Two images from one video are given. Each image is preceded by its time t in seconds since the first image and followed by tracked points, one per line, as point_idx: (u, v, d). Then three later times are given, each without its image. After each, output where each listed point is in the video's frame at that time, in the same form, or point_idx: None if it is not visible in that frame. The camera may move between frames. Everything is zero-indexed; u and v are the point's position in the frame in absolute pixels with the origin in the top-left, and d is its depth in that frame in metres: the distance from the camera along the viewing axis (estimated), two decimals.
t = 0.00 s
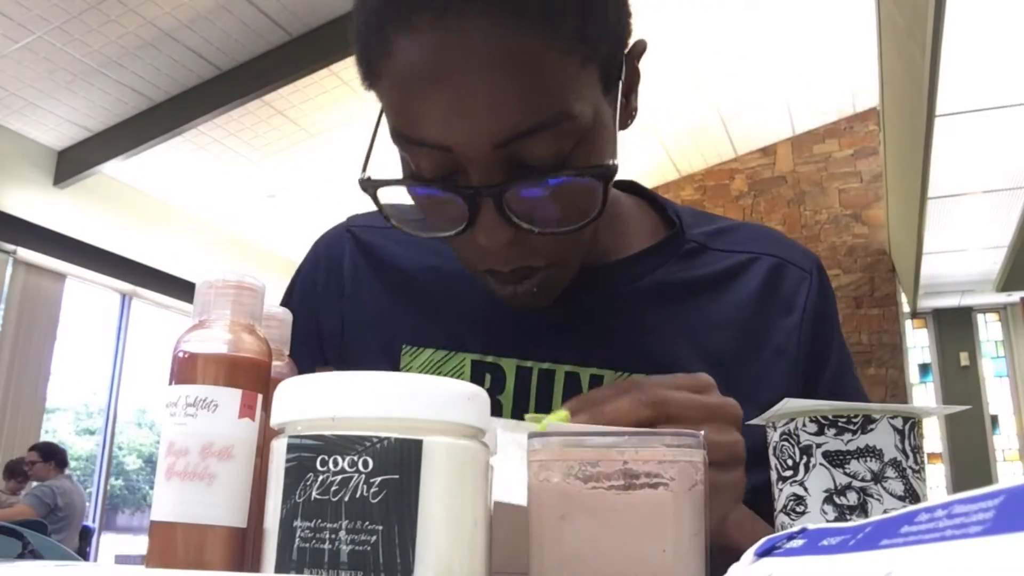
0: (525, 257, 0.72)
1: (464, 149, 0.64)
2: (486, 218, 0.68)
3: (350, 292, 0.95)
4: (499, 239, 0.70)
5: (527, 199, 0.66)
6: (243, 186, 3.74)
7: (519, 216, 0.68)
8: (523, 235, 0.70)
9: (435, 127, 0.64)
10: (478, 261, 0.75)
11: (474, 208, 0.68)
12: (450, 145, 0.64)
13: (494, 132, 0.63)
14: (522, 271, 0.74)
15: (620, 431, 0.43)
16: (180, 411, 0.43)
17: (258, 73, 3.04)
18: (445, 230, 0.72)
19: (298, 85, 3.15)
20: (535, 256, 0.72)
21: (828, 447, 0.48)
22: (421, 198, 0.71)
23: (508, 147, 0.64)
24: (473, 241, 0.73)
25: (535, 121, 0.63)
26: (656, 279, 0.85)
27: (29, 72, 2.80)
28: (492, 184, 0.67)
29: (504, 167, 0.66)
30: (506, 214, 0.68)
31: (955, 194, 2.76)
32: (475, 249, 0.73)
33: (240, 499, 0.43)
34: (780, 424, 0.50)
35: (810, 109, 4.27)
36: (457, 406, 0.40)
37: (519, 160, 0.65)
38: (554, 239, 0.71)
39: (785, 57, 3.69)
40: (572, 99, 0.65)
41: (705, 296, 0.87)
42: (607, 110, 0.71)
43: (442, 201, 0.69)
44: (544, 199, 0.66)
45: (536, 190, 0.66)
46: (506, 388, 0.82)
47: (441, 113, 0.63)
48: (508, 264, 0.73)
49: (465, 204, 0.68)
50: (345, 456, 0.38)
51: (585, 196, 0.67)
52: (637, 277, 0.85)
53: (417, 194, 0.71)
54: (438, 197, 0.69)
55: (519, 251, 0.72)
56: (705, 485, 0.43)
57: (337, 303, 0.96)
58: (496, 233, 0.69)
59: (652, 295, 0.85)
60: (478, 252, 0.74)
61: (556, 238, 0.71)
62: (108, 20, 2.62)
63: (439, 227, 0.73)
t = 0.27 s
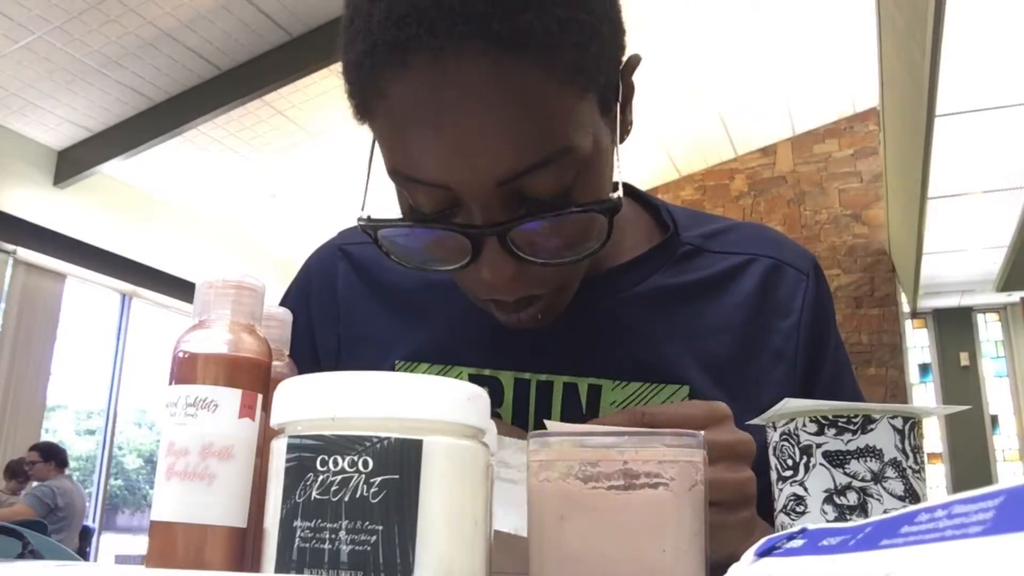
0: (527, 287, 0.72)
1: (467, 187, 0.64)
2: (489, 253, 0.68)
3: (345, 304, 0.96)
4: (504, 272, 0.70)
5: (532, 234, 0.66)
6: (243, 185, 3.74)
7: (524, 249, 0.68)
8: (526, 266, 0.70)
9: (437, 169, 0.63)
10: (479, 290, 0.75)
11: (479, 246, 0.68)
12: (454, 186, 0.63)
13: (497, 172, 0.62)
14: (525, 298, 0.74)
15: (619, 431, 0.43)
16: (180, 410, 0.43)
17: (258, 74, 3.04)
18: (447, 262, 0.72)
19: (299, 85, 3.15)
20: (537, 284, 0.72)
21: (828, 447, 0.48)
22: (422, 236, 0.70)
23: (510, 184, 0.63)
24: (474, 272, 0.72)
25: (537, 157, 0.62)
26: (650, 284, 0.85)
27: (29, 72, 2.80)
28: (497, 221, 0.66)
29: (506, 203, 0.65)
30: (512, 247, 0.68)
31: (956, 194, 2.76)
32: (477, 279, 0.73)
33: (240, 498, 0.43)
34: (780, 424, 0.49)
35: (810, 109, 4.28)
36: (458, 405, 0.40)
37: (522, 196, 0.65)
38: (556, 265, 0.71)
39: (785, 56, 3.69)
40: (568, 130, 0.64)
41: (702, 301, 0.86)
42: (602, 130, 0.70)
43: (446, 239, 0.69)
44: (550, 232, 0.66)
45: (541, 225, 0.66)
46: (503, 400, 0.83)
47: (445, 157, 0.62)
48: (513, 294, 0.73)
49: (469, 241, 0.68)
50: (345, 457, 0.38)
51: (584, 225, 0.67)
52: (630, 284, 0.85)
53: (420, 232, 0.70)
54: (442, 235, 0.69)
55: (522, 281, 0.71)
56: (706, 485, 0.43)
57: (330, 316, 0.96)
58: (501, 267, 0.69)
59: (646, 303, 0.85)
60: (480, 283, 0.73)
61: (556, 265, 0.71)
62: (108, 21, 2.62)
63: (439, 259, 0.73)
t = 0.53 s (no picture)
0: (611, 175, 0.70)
1: (575, 41, 0.66)
2: (584, 118, 0.67)
3: (363, 283, 0.83)
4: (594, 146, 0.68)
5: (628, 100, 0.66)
6: (243, 185, 3.75)
7: (619, 118, 0.67)
8: (617, 145, 0.68)
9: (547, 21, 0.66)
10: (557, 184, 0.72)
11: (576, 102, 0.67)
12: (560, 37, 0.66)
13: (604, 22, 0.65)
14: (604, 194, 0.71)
15: (619, 431, 0.43)
16: (180, 411, 0.43)
17: (258, 74, 3.04)
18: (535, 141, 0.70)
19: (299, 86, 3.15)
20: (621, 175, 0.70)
21: (828, 447, 0.48)
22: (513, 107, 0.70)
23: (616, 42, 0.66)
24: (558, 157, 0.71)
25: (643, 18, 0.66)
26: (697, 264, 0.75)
27: (29, 72, 2.80)
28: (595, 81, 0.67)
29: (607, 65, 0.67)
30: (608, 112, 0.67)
31: (956, 195, 2.76)
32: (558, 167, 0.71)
33: (240, 498, 0.43)
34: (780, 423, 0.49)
35: (810, 109, 4.28)
36: (458, 405, 0.40)
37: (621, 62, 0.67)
38: (645, 152, 0.70)
39: (785, 57, 3.70)
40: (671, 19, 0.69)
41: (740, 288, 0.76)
42: (691, 61, 0.74)
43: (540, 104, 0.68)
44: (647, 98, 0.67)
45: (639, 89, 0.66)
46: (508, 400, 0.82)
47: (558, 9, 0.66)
48: (594, 183, 0.70)
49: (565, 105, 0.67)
50: (345, 457, 0.38)
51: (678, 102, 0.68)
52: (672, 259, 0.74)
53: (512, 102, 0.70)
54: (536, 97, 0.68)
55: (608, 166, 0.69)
56: (705, 485, 0.43)
57: (345, 300, 0.82)
58: (594, 136, 0.68)
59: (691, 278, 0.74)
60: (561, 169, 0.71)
61: (644, 154, 0.70)
62: (108, 21, 2.62)
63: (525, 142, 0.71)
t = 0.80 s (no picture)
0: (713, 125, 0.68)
1: None
2: (707, 58, 0.66)
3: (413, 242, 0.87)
4: (708, 86, 0.66)
5: (753, 45, 0.66)
6: (243, 186, 3.75)
7: (738, 64, 0.67)
8: (728, 93, 0.67)
9: None
10: (651, 126, 0.69)
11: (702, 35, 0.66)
12: None
13: None
14: (701, 144, 0.69)
15: (619, 430, 0.43)
16: (180, 411, 0.43)
17: (258, 74, 3.04)
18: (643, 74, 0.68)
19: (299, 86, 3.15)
20: (722, 128, 0.68)
21: (828, 447, 0.48)
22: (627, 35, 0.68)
23: None
24: (661, 97, 0.68)
25: None
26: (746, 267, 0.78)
27: (29, 72, 2.80)
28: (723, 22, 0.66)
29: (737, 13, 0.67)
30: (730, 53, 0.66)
31: (956, 194, 2.76)
32: (659, 108, 0.69)
33: (240, 498, 0.43)
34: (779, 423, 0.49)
35: (809, 109, 4.29)
36: (457, 404, 0.40)
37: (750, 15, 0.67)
38: (747, 112, 0.69)
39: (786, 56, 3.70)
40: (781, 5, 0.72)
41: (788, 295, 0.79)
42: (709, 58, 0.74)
43: (662, 32, 0.66)
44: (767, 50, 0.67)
45: (763, 40, 0.66)
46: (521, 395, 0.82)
47: None
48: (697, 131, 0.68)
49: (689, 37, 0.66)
50: (344, 457, 0.38)
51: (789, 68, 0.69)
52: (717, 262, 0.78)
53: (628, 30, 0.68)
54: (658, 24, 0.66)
55: (712, 114, 0.68)
56: (704, 485, 0.43)
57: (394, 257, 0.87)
58: (710, 75, 0.66)
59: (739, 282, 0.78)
60: (663, 110, 0.68)
61: (745, 115, 0.69)
62: (107, 21, 2.62)
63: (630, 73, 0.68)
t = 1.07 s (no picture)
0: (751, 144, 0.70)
1: None
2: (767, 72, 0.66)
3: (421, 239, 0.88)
4: (758, 103, 0.67)
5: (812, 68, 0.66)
6: (243, 185, 3.75)
7: (792, 84, 0.67)
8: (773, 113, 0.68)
9: None
10: (693, 133, 0.70)
11: (768, 49, 0.65)
12: None
13: None
14: (736, 160, 0.70)
15: (618, 430, 0.43)
16: (180, 411, 0.43)
17: (257, 74, 3.04)
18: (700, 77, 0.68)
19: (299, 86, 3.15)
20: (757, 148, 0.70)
21: (828, 447, 0.48)
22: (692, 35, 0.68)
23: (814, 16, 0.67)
24: (709, 106, 0.69)
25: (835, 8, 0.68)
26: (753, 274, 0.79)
27: (29, 71, 2.80)
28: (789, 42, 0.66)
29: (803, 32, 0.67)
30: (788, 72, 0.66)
31: (955, 194, 2.76)
32: (706, 116, 0.69)
33: (241, 497, 0.43)
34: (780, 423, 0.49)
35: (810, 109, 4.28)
36: (457, 405, 0.40)
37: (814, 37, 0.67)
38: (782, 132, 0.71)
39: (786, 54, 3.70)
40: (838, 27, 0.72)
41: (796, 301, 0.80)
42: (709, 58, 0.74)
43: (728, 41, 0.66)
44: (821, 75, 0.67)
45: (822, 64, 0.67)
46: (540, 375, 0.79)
47: None
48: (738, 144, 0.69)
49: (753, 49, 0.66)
50: (344, 457, 0.38)
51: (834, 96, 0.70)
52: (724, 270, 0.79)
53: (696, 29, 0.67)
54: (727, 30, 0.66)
55: (752, 132, 0.69)
56: (704, 485, 0.43)
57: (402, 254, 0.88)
58: (765, 91, 0.67)
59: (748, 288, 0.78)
60: (710, 118, 0.69)
61: (779, 135, 0.71)
62: (107, 20, 2.62)
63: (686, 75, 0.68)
